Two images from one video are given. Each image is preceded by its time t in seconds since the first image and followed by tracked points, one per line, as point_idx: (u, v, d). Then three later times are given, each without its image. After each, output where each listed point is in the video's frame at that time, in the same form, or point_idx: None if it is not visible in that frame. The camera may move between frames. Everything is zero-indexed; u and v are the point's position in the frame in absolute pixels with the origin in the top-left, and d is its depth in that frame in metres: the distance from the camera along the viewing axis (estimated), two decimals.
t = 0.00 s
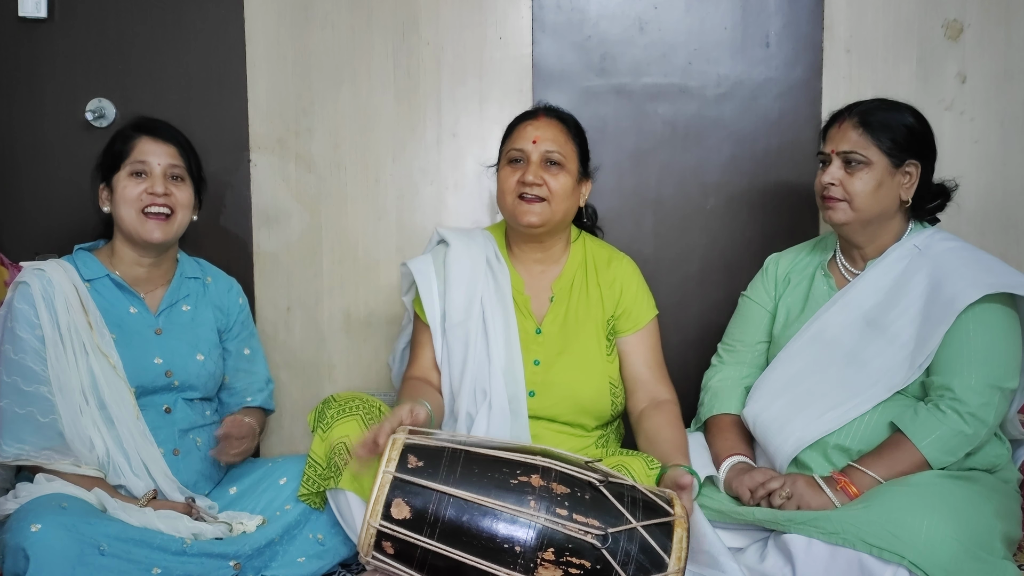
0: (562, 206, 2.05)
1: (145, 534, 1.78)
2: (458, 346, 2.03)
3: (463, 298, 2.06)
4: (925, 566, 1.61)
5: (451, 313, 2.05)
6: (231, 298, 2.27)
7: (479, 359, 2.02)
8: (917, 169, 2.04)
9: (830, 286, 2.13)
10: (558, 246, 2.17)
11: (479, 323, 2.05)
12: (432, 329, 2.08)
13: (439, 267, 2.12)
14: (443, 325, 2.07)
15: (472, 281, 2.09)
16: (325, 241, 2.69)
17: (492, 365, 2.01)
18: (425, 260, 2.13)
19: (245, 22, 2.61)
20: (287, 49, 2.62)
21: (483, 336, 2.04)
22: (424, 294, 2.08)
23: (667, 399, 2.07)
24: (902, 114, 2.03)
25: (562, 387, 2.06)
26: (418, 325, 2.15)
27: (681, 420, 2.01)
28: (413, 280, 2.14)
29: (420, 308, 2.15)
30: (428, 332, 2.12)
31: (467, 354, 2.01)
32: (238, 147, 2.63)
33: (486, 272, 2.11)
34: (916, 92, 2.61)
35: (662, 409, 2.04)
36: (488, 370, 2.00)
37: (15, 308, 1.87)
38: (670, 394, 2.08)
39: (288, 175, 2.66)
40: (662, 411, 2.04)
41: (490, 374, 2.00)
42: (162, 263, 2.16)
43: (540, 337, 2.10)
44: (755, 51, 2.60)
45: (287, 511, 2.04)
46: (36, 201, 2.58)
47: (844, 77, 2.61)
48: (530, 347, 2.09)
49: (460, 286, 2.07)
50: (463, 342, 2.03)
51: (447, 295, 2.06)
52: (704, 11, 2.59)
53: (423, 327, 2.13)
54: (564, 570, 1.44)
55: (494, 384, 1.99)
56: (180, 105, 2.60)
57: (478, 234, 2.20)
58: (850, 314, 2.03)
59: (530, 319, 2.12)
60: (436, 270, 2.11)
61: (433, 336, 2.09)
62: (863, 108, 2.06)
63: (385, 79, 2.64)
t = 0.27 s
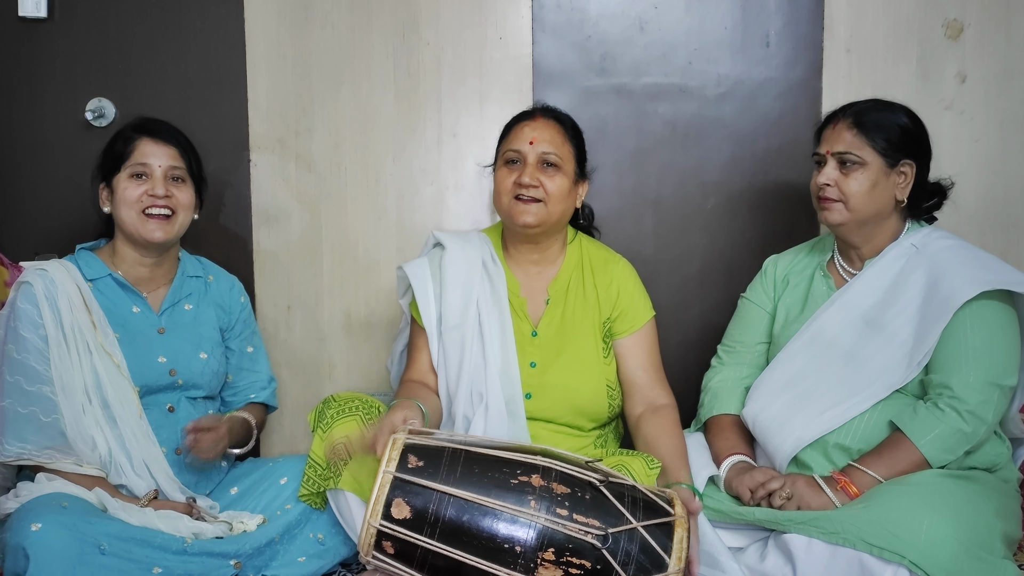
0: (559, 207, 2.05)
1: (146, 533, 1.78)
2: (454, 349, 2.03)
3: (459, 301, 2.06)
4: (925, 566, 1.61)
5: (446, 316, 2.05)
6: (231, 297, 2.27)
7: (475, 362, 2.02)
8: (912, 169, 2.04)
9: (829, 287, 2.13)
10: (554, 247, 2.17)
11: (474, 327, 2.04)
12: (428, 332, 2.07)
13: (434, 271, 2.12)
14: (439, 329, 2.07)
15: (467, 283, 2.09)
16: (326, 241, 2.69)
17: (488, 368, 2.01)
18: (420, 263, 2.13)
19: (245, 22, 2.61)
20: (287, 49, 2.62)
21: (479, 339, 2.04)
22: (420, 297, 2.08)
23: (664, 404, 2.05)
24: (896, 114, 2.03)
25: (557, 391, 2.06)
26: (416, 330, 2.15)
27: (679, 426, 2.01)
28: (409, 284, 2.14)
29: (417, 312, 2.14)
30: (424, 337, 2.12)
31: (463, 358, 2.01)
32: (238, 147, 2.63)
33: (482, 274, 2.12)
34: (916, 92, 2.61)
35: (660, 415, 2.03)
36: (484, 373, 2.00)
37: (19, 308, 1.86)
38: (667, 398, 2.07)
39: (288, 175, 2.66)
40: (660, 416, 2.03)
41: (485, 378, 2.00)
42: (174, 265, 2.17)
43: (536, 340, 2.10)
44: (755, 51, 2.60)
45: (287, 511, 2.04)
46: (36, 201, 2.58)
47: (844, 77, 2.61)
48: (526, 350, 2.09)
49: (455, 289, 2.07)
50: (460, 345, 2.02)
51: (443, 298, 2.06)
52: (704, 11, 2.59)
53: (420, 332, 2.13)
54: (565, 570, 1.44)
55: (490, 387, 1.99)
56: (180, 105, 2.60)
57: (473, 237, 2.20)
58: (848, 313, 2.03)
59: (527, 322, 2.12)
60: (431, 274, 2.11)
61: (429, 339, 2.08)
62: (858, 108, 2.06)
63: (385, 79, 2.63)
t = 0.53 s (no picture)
0: (560, 207, 2.05)
1: (146, 532, 1.78)
2: (453, 349, 2.03)
3: (459, 302, 2.06)
4: (925, 566, 1.61)
5: (446, 316, 2.05)
6: (230, 295, 2.27)
7: (475, 363, 2.02)
8: (914, 169, 2.04)
9: (828, 286, 2.12)
10: (555, 246, 2.17)
11: (474, 327, 2.04)
12: (427, 332, 2.08)
13: (434, 272, 2.12)
14: (438, 329, 2.07)
15: (467, 283, 2.09)
16: (326, 241, 2.69)
17: (487, 368, 2.01)
18: (420, 265, 2.13)
19: (245, 22, 2.61)
20: (287, 49, 2.62)
21: (478, 340, 2.04)
22: (419, 298, 2.08)
23: (665, 406, 2.05)
24: (899, 114, 2.03)
25: (557, 390, 2.06)
26: (415, 331, 2.15)
27: (680, 430, 2.00)
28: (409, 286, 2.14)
29: (416, 313, 2.15)
30: (424, 338, 2.12)
31: (462, 359, 2.01)
32: (238, 147, 2.63)
33: (482, 274, 2.12)
34: (916, 92, 2.61)
35: (660, 417, 2.03)
36: (484, 373, 2.00)
37: (15, 310, 1.87)
38: (668, 399, 2.07)
39: (288, 175, 2.66)
40: (660, 418, 2.03)
41: (484, 380, 2.00)
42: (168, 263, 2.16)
43: (536, 340, 2.10)
44: (755, 51, 2.60)
45: (287, 511, 2.04)
46: (36, 201, 2.58)
47: (844, 77, 2.61)
48: (526, 351, 2.09)
49: (455, 290, 2.07)
50: (460, 345, 2.03)
51: (443, 299, 2.06)
52: (704, 10, 2.59)
53: (420, 333, 2.13)
54: (565, 570, 1.44)
55: (489, 388, 1.99)
56: (181, 105, 2.60)
57: (474, 237, 2.20)
58: (847, 313, 2.03)
59: (526, 322, 2.12)
60: (431, 274, 2.11)
61: (428, 340, 2.09)
62: (861, 108, 2.06)
63: (385, 79, 2.64)
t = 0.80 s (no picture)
0: (560, 206, 2.05)
1: (145, 534, 1.78)
2: (455, 348, 2.03)
3: (461, 301, 2.06)
4: (925, 565, 1.61)
5: (449, 315, 2.05)
6: (218, 292, 2.26)
7: (477, 362, 2.02)
8: (914, 168, 2.04)
9: (827, 287, 2.12)
10: (556, 246, 2.17)
11: (476, 324, 2.05)
12: (428, 332, 2.08)
13: (436, 271, 2.12)
14: (440, 328, 2.07)
15: (468, 283, 2.09)
16: (326, 241, 2.69)
17: (489, 367, 2.01)
18: (422, 263, 2.13)
19: (245, 21, 2.60)
20: (286, 49, 2.62)
21: (480, 338, 2.05)
22: (421, 296, 2.08)
23: (664, 406, 2.06)
24: (899, 113, 2.03)
25: (558, 389, 2.06)
26: (416, 329, 2.15)
27: (678, 429, 2.02)
28: (410, 284, 2.14)
29: (417, 311, 2.15)
30: (425, 336, 2.12)
31: (465, 356, 2.01)
32: (238, 147, 2.63)
33: (483, 274, 2.12)
34: (915, 92, 2.61)
35: (660, 416, 2.04)
36: (486, 372, 2.01)
37: None
38: (666, 399, 2.08)
39: (288, 174, 2.66)
40: (660, 418, 2.04)
41: (487, 377, 2.00)
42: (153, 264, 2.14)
43: (538, 338, 2.10)
44: (755, 51, 2.60)
45: (286, 510, 2.04)
46: (36, 200, 2.58)
47: (844, 77, 2.61)
48: (528, 350, 2.09)
49: (456, 289, 2.07)
50: (461, 344, 2.03)
51: (444, 298, 2.06)
52: (704, 10, 2.59)
53: (421, 331, 2.13)
54: (565, 570, 1.44)
55: (491, 386, 2.00)
56: (181, 105, 2.60)
57: (474, 237, 2.20)
58: (846, 313, 2.03)
59: (528, 321, 2.12)
60: (432, 273, 2.11)
61: (429, 339, 2.09)
62: (861, 107, 2.06)
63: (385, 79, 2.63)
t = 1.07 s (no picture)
0: (558, 205, 2.05)
1: (145, 536, 1.78)
2: (455, 348, 2.03)
3: (461, 300, 2.06)
4: (925, 566, 1.61)
5: (448, 314, 2.05)
6: (205, 288, 2.25)
7: (477, 360, 2.03)
8: (914, 167, 2.05)
9: (828, 286, 2.12)
10: (556, 245, 2.17)
11: (476, 324, 2.05)
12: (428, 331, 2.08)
13: (436, 270, 2.12)
14: (440, 326, 2.07)
15: (469, 283, 2.09)
16: (325, 241, 2.69)
17: (489, 366, 2.01)
18: (422, 262, 2.13)
19: (245, 21, 2.60)
20: (286, 49, 2.62)
21: (480, 338, 2.05)
22: (421, 295, 2.08)
23: (669, 401, 2.06)
24: (899, 112, 2.03)
25: (558, 388, 2.06)
26: (416, 328, 2.15)
27: (683, 422, 2.01)
28: (411, 283, 2.14)
29: (417, 310, 2.15)
30: (426, 335, 2.12)
31: (464, 355, 2.02)
32: (238, 147, 2.63)
33: (483, 274, 2.12)
34: (915, 92, 2.61)
35: (663, 412, 2.04)
36: (486, 371, 2.01)
37: None
38: (670, 395, 2.07)
39: (288, 174, 2.66)
40: (662, 414, 2.04)
41: (487, 376, 2.00)
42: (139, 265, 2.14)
43: (538, 337, 2.10)
44: (755, 51, 2.60)
45: (286, 510, 2.04)
46: (35, 200, 2.58)
47: (844, 77, 2.61)
48: (528, 348, 2.09)
49: (456, 288, 2.07)
50: (461, 343, 2.03)
51: (444, 297, 2.07)
52: (704, 10, 2.59)
53: (421, 330, 2.13)
54: (565, 570, 1.44)
55: (492, 385, 2.00)
56: (180, 105, 2.60)
57: (474, 237, 2.20)
58: (846, 312, 2.03)
59: (528, 319, 2.12)
60: (432, 273, 2.11)
61: (429, 338, 2.09)
62: (861, 107, 2.06)
63: (385, 78, 2.63)
